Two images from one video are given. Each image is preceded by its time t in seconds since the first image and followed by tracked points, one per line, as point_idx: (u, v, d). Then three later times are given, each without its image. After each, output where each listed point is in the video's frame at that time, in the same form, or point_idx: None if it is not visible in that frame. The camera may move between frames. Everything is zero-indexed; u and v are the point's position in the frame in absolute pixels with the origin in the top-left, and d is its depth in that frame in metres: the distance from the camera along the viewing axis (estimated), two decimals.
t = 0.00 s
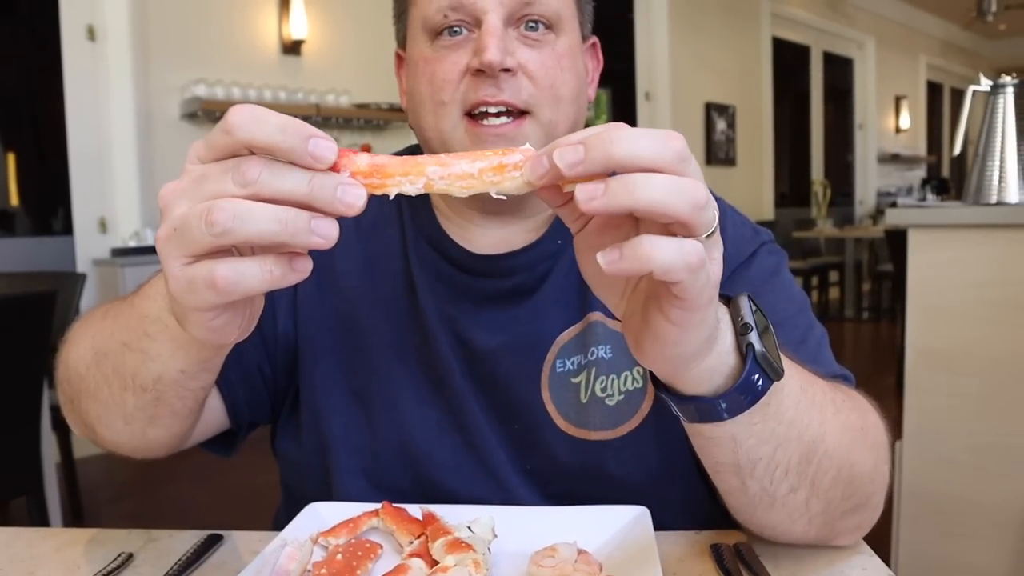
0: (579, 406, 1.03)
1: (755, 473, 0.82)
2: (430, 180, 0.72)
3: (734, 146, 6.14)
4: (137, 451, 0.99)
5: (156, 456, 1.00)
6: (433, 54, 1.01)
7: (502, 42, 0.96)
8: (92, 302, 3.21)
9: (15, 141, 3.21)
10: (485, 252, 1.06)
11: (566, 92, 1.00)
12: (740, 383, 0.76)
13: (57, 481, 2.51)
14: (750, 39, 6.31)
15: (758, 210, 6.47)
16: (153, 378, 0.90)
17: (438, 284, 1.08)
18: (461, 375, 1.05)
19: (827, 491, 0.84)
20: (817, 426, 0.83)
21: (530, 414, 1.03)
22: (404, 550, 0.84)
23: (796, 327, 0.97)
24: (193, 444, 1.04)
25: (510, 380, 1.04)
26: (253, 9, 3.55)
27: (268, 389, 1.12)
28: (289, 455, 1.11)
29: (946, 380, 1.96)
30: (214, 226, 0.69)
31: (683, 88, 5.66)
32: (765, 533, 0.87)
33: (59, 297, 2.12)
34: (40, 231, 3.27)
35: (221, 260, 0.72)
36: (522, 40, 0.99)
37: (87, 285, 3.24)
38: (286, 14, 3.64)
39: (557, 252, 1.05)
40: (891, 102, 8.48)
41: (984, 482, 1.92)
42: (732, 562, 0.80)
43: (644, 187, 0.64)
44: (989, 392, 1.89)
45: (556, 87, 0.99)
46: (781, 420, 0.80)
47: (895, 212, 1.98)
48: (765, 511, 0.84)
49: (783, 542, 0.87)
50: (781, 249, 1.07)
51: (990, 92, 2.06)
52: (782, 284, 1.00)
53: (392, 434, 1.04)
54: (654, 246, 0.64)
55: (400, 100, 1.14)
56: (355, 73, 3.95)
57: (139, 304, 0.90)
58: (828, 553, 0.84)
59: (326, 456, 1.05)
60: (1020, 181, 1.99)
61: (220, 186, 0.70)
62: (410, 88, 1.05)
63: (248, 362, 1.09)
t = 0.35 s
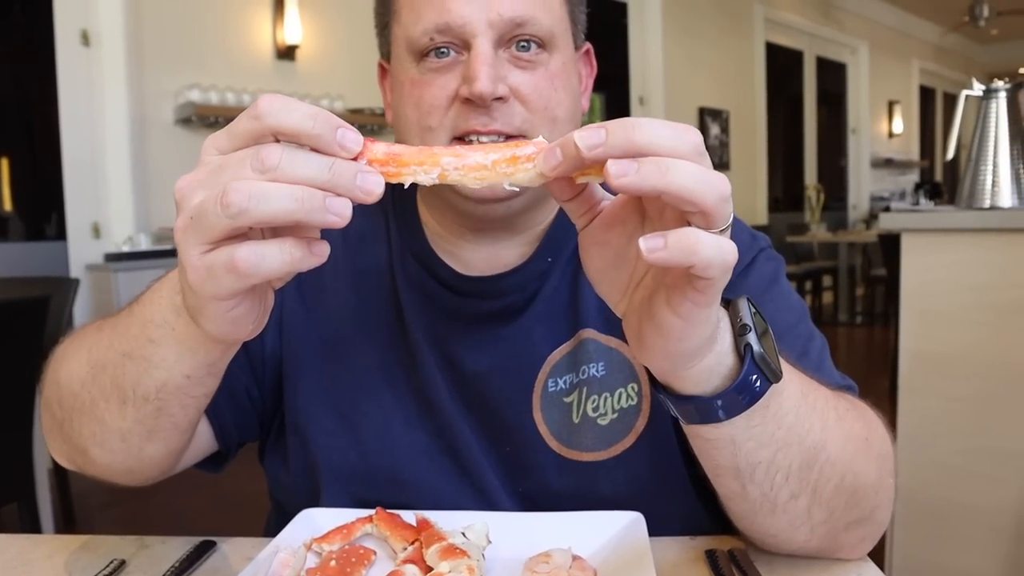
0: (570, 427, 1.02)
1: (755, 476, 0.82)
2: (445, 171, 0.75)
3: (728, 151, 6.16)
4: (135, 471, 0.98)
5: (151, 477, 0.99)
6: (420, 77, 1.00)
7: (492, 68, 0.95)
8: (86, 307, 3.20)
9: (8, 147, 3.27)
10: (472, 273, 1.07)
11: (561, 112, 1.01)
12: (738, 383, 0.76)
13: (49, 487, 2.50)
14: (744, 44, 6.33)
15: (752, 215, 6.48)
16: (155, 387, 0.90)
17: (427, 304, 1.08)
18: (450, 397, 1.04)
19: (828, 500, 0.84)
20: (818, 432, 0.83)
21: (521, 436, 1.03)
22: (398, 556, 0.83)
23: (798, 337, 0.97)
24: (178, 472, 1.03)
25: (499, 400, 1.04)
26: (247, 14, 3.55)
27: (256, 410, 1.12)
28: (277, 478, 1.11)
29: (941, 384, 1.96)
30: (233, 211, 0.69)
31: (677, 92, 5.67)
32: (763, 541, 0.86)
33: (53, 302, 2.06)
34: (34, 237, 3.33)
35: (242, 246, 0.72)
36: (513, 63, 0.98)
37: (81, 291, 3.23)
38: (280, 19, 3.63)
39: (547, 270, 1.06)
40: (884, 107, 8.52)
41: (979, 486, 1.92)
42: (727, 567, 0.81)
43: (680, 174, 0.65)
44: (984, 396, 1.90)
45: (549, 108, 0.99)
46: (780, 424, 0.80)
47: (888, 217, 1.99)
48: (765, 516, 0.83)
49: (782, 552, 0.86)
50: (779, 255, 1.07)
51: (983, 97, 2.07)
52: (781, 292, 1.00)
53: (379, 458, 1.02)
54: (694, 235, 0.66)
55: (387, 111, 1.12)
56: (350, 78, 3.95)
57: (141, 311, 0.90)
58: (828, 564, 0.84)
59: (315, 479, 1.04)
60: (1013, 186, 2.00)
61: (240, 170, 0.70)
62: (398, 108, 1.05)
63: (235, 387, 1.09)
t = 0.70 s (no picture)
0: (552, 436, 1.02)
1: (748, 490, 0.82)
2: (434, 192, 0.74)
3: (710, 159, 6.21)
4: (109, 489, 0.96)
5: (128, 495, 0.97)
6: (399, 90, 1.00)
7: (472, 82, 0.95)
8: (63, 314, 3.16)
9: None
10: (454, 282, 1.07)
11: (542, 126, 1.01)
12: (733, 396, 0.76)
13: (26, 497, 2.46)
14: (726, 53, 6.38)
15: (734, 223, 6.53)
16: (131, 408, 0.89)
17: (403, 312, 1.07)
18: (428, 409, 1.04)
19: (819, 509, 0.85)
20: (809, 443, 0.84)
21: (501, 446, 1.03)
22: (382, 564, 0.82)
23: (781, 343, 0.98)
24: (153, 490, 1.01)
25: (478, 410, 1.03)
26: (230, 19, 3.53)
27: (233, 424, 1.10)
28: (253, 491, 1.10)
29: (921, 390, 1.98)
30: (181, 236, 0.69)
31: (660, 101, 5.71)
32: (753, 552, 0.86)
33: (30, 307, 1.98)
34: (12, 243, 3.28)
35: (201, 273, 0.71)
36: (494, 75, 0.98)
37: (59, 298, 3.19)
38: (263, 25, 3.61)
39: (525, 279, 1.06)
40: (864, 116, 8.62)
41: (958, 490, 1.94)
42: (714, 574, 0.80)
43: (703, 175, 0.65)
44: (963, 402, 1.92)
45: (531, 121, 1.00)
46: (772, 436, 0.81)
47: (869, 224, 2.01)
48: (757, 529, 0.83)
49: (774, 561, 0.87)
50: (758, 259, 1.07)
51: (961, 105, 2.10)
52: (764, 296, 1.01)
53: (358, 471, 1.01)
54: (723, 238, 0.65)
55: (365, 120, 1.12)
56: (333, 84, 3.94)
57: (118, 329, 0.89)
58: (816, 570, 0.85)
59: (294, 493, 1.03)
60: (991, 193, 2.03)
61: (186, 190, 0.70)
62: (375, 121, 1.04)
63: (212, 402, 1.07)
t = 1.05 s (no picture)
0: (557, 439, 1.02)
1: (755, 494, 0.82)
2: (437, 195, 0.75)
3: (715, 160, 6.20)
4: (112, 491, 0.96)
5: (133, 499, 0.97)
6: (402, 93, 1.00)
7: (476, 85, 0.96)
8: (71, 315, 3.17)
9: None
10: (457, 285, 1.07)
11: (546, 129, 1.01)
12: (739, 400, 0.76)
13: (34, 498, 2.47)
14: (731, 55, 6.38)
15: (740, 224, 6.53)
16: (137, 412, 0.89)
17: (407, 316, 1.07)
18: (433, 413, 1.04)
19: (827, 512, 0.84)
20: (816, 446, 0.84)
21: (506, 450, 1.03)
22: (388, 564, 0.83)
23: (787, 345, 0.98)
24: (156, 494, 1.01)
25: (483, 414, 1.03)
26: (236, 21, 3.54)
27: (239, 428, 1.11)
28: (257, 494, 1.10)
29: (927, 392, 1.98)
30: (152, 232, 0.70)
31: (665, 102, 5.71)
32: (761, 556, 0.86)
33: (38, 307, 2.00)
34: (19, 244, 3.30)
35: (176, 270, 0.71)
36: (498, 78, 0.98)
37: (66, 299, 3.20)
38: (269, 27, 3.62)
39: (530, 281, 1.06)
40: (870, 117, 8.60)
41: (964, 492, 1.93)
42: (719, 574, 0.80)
43: (711, 178, 0.65)
44: (970, 403, 1.91)
45: (536, 124, 1.00)
46: (779, 440, 0.81)
47: (875, 225, 2.01)
48: (764, 533, 0.83)
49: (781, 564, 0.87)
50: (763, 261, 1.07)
51: (967, 106, 2.09)
52: (769, 298, 1.01)
53: (363, 475, 1.01)
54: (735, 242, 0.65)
55: (368, 122, 1.12)
56: (338, 85, 3.95)
57: (122, 332, 0.90)
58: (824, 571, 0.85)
59: (300, 497, 1.03)
60: (997, 194, 2.02)
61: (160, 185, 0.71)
62: (379, 123, 1.05)
63: (217, 406, 1.07)
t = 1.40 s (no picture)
0: (558, 438, 1.03)
1: (757, 492, 0.82)
2: (437, 194, 0.75)
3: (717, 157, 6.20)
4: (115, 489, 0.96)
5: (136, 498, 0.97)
6: (405, 92, 1.00)
7: (478, 84, 0.96)
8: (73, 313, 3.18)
9: None
10: (459, 285, 1.07)
11: (548, 127, 1.01)
12: (740, 398, 0.77)
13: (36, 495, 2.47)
14: (733, 52, 6.37)
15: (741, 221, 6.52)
16: (141, 412, 0.89)
17: (409, 315, 1.07)
18: (434, 412, 1.04)
19: (828, 510, 0.85)
20: (817, 444, 0.84)
21: (508, 449, 1.03)
22: (389, 563, 0.83)
23: (789, 344, 0.98)
24: (159, 494, 1.01)
25: (484, 413, 1.03)
26: (237, 19, 3.54)
27: (242, 428, 1.11)
28: (259, 492, 1.11)
29: (928, 390, 1.98)
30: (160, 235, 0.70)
31: (666, 99, 5.71)
32: (762, 553, 0.87)
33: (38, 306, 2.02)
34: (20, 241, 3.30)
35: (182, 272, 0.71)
36: (500, 78, 0.98)
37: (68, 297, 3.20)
38: (270, 25, 3.61)
39: (532, 281, 1.06)
40: (871, 114, 8.59)
41: (966, 490, 1.93)
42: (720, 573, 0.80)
43: (712, 174, 0.65)
44: (971, 401, 1.91)
45: (538, 122, 1.00)
46: (780, 438, 0.81)
47: (876, 223, 2.01)
48: (766, 531, 0.84)
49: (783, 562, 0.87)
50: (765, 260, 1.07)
51: (968, 104, 2.09)
52: (771, 294, 1.00)
53: (364, 474, 1.02)
54: (737, 239, 0.66)
55: (370, 120, 1.12)
56: (339, 82, 3.95)
57: (125, 333, 0.90)
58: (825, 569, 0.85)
59: (301, 495, 1.03)
60: (999, 192, 2.02)
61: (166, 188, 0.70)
62: (381, 121, 1.05)
63: (221, 406, 1.07)
